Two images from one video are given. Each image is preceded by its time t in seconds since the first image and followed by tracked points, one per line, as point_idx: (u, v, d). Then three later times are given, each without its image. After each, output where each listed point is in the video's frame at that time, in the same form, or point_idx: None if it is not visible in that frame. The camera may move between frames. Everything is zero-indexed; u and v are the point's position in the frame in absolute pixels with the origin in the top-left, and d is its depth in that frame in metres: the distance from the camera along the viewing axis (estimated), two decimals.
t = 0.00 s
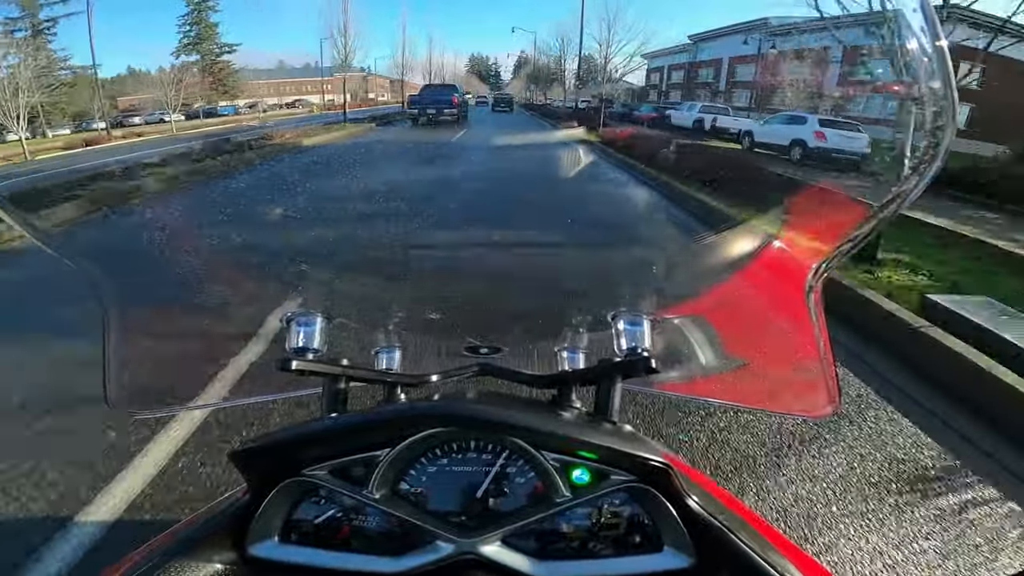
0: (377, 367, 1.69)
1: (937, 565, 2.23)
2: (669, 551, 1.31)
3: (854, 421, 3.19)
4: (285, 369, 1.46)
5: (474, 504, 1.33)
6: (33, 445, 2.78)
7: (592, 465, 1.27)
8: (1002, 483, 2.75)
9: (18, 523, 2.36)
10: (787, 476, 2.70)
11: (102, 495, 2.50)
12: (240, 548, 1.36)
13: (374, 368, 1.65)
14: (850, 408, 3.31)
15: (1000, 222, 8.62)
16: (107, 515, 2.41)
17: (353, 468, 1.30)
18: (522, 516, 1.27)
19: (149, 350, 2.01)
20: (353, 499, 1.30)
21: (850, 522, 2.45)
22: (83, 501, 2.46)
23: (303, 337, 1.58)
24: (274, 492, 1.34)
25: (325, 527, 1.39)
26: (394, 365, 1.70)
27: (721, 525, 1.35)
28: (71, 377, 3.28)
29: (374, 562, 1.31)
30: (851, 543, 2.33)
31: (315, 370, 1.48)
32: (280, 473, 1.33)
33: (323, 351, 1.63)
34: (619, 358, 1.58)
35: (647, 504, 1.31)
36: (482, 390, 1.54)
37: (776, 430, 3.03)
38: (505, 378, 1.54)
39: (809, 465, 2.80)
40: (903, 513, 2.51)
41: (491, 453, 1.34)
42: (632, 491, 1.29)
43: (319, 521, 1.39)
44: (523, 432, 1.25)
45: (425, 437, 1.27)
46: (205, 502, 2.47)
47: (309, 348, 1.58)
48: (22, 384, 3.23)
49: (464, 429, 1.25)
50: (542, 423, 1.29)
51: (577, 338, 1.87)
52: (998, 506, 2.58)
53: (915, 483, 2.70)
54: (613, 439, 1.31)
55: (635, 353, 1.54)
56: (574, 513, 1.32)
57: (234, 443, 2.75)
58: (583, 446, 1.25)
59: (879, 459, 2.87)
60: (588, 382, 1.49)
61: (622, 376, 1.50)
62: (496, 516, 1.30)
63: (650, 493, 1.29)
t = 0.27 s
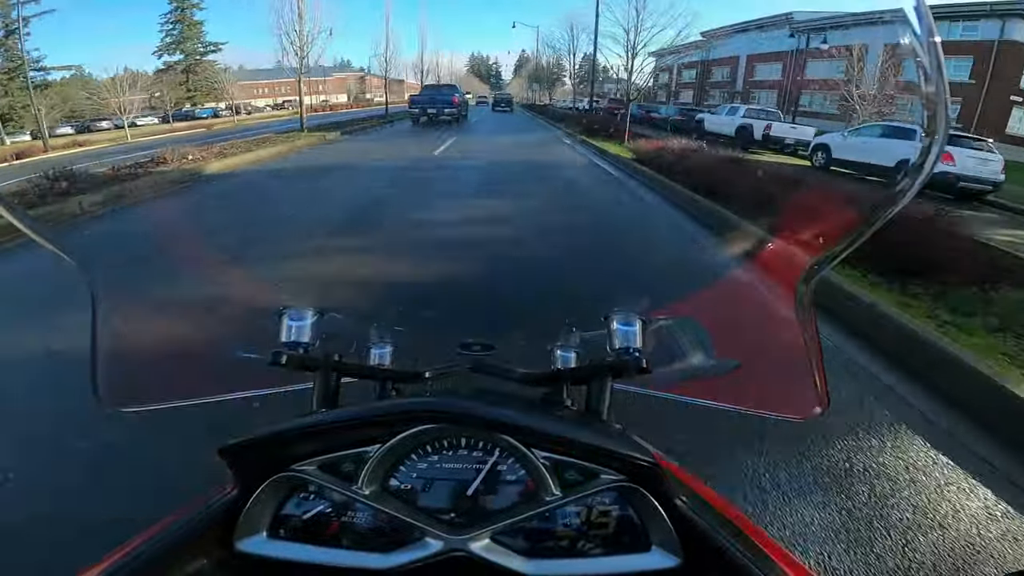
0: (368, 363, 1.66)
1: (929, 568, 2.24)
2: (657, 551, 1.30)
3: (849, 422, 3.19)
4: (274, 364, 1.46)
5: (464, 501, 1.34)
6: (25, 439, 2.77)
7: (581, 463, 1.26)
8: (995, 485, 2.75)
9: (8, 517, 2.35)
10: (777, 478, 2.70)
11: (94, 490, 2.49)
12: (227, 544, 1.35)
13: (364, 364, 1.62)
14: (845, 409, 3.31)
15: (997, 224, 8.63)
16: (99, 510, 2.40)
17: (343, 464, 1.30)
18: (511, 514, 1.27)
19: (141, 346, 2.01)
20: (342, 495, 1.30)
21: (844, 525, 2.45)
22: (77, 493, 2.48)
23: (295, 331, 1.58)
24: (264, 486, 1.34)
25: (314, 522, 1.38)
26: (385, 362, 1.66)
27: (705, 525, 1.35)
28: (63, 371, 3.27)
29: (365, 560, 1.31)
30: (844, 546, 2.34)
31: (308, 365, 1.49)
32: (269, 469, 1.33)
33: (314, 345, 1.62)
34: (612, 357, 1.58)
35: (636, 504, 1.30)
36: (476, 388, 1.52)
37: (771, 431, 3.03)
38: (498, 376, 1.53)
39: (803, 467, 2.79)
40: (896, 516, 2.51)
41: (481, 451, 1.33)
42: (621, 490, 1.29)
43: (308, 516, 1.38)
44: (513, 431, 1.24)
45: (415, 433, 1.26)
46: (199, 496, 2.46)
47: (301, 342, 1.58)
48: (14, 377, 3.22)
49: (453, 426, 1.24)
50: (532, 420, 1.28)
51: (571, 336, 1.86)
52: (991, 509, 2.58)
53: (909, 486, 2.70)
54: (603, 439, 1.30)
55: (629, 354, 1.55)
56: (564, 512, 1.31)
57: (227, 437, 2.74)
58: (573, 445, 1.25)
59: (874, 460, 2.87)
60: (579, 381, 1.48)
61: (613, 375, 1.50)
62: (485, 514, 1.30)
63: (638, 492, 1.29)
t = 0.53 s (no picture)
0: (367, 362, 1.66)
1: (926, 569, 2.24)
2: (655, 550, 1.31)
3: (846, 422, 3.19)
4: (273, 362, 1.44)
5: (462, 500, 1.32)
6: (22, 436, 2.77)
7: (579, 463, 1.26)
8: (993, 485, 2.76)
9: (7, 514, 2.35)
10: (775, 480, 2.70)
11: (93, 487, 2.49)
12: (225, 543, 1.36)
13: (364, 363, 1.61)
14: (843, 410, 3.31)
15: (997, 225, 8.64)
16: (97, 507, 2.40)
17: (342, 463, 1.31)
18: (509, 514, 1.27)
19: (140, 345, 2.03)
20: (340, 493, 1.30)
21: (842, 525, 2.46)
22: (73, 491, 2.47)
23: (294, 329, 1.59)
24: (263, 484, 1.35)
25: (311, 522, 1.38)
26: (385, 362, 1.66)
27: (703, 527, 1.34)
28: (62, 368, 3.27)
29: (363, 559, 1.30)
30: (842, 546, 2.34)
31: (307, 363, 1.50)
32: (268, 468, 1.33)
33: (313, 344, 1.63)
34: (610, 357, 1.59)
35: (633, 503, 1.31)
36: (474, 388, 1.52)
37: (769, 433, 3.03)
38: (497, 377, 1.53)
39: (801, 468, 2.80)
40: (894, 517, 2.51)
41: (479, 450, 1.32)
42: (619, 490, 1.29)
43: (305, 515, 1.37)
44: (511, 430, 1.24)
45: (414, 434, 1.26)
46: (195, 493, 2.45)
47: (299, 340, 1.59)
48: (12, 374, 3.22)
49: (452, 425, 1.24)
50: (530, 420, 1.28)
51: (570, 337, 1.86)
52: (989, 509, 2.59)
53: (907, 486, 2.71)
54: (601, 439, 1.30)
55: (626, 353, 1.55)
56: (562, 512, 1.31)
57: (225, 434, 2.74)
58: (571, 445, 1.25)
59: (871, 460, 2.87)
60: (579, 381, 1.47)
61: (612, 375, 1.50)
62: (484, 513, 1.30)
63: (636, 492, 1.29)
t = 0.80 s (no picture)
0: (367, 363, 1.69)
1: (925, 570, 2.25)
2: (654, 551, 1.31)
3: (844, 424, 3.20)
4: (272, 363, 1.45)
5: (461, 501, 1.32)
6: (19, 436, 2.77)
7: (578, 465, 1.26)
8: (991, 487, 2.77)
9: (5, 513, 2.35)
10: (773, 481, 2.70)
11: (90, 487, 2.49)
12: (223, 543, 1.35)
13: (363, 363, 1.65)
14: (841, 411, 3.31)
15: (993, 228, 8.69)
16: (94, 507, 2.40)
17: (340, 463, 1.30)
18: (508, 515, 1.27)
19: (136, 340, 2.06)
20: (339, 494, 1.29)
21: (841, 526, 2.46)
22: (71, 490, 2.47)
23: (293, 330, 1.61)
24: (259, 485, 1.34)
25: (309, 522, 1.37)
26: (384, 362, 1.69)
27: (703, 527, 1.33)
28: (59, 367, 3.27)
29: (361, 560, 1.30)
30: (842, 547, 2.35)
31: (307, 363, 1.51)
32: (265, 468, 1.33)
33: (311, 344, 1.65)
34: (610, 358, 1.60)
35: (633, 505, 1.30)
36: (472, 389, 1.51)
37: (767, 434, 3.04)
38: (497, 377, 1.54)
39: (800, 469, 2.80)
40: (893, 518, 2.52)
41: (477, 451, 1.32)
42: (619, 492, 1.28)
43: (303, 516, 1.37)
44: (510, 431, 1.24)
45: (412, 434, 1.26)
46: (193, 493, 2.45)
47: (298, 341, 1.61)
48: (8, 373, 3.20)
49: (451, 426, 1.24)
50: (529, 421, 1.28)
51: (568, 338, 1.87)
52: (986, 510, 2.60)
53: (906, 488, 2.72)
54: (599, 440, 1.30)
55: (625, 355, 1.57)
56: (560, 513, 1.30)
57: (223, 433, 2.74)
58: (570, 447, 1.25)
59: (869, 462, 2.88)
60: (579, 383, 1.49)
61: (613, 377, 1.51)
62: (482, 515, 1.29)
63: (635, 493, 1.28)
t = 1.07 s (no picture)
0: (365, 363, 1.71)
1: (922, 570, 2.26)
2: (651, 551, 1.30)
3: (841, 425, 3.21)
4: (269, 361, 1.43)
5: (458, 501, 1.32)
6: (16, 435, 2.77)
7: (575, 464, 1.26)
8: (987, 487, 2.78)
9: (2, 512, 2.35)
10: (772, 482, 2.70)
11: (87, 486, 2.49)
12: (220, 543, 1.35)
13: (361, 363, 1.66)
14: (839, 412, 3.32)
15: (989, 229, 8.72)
16: (92, 506, 2.40)
17: (337, 463, 1.30)
18: (505, 515, 1.27)
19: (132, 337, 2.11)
20: (336, 494, 1.29)
21: (839, 527, 2.47)
22: (68, 489, 2.47)
23: (291, 329, 1.62)
24: (257, 484, 1.34)
25: (306, 522, 1.38)
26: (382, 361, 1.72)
27: (699, 527, 1.32)
28: (56, 366, 3.27)
29: (357, 560, 1.30)
30: (839, 549, 2.35)
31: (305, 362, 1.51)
32: (262, 467, 1.33)
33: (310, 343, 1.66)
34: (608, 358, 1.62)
35: (630, 505, 1.30)
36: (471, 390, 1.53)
37: (765, 436, 3.04)
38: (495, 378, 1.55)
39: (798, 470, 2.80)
40: (890, 519, 2.53)
41: (475, 451, 1.34)
42: (616, 492, 1.28)
43: (300, 515, 1.38)
44: (508, 431, 1.24)
45: (411, 433, 1.26)
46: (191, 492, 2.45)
47: (296, 340, 1.62)
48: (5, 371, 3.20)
49: (449, 425, 1.23)
50: (527, 421, 1.28)
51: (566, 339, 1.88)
52: (983, 511, 2.61)
53: (904, 489, 2.72)
54: (597, 440, 1.30)
55: (624, 355, 1.58)
56: (557, 514, 1.31)
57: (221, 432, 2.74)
58: (567, 447, 1.25)
59: (866, 463, 2.89)
60: (577, 383, 1.50)
61: (610, 377, 1.52)
62: (480, 514, 1.29)
63: (632, 493, 1.28)
